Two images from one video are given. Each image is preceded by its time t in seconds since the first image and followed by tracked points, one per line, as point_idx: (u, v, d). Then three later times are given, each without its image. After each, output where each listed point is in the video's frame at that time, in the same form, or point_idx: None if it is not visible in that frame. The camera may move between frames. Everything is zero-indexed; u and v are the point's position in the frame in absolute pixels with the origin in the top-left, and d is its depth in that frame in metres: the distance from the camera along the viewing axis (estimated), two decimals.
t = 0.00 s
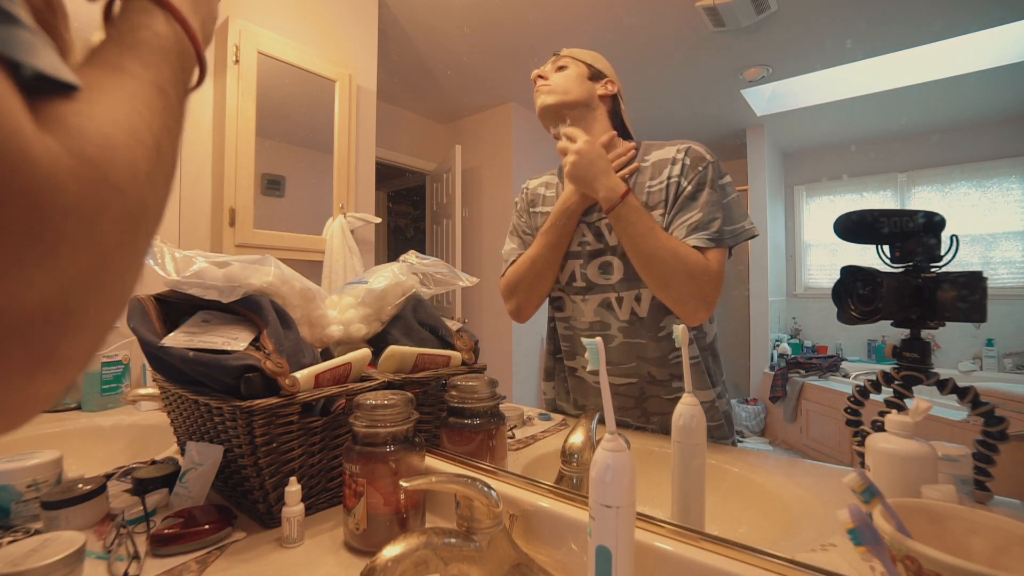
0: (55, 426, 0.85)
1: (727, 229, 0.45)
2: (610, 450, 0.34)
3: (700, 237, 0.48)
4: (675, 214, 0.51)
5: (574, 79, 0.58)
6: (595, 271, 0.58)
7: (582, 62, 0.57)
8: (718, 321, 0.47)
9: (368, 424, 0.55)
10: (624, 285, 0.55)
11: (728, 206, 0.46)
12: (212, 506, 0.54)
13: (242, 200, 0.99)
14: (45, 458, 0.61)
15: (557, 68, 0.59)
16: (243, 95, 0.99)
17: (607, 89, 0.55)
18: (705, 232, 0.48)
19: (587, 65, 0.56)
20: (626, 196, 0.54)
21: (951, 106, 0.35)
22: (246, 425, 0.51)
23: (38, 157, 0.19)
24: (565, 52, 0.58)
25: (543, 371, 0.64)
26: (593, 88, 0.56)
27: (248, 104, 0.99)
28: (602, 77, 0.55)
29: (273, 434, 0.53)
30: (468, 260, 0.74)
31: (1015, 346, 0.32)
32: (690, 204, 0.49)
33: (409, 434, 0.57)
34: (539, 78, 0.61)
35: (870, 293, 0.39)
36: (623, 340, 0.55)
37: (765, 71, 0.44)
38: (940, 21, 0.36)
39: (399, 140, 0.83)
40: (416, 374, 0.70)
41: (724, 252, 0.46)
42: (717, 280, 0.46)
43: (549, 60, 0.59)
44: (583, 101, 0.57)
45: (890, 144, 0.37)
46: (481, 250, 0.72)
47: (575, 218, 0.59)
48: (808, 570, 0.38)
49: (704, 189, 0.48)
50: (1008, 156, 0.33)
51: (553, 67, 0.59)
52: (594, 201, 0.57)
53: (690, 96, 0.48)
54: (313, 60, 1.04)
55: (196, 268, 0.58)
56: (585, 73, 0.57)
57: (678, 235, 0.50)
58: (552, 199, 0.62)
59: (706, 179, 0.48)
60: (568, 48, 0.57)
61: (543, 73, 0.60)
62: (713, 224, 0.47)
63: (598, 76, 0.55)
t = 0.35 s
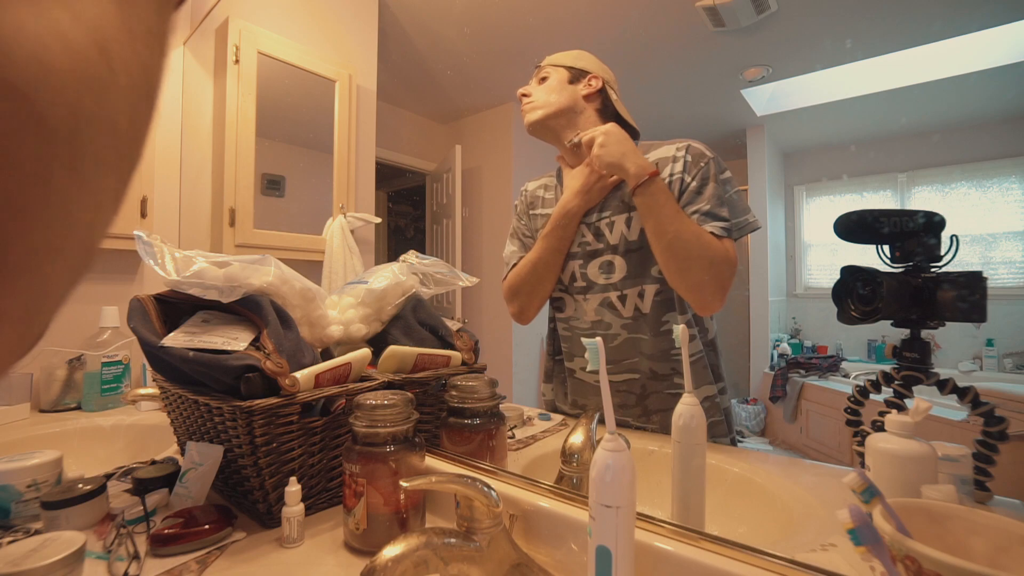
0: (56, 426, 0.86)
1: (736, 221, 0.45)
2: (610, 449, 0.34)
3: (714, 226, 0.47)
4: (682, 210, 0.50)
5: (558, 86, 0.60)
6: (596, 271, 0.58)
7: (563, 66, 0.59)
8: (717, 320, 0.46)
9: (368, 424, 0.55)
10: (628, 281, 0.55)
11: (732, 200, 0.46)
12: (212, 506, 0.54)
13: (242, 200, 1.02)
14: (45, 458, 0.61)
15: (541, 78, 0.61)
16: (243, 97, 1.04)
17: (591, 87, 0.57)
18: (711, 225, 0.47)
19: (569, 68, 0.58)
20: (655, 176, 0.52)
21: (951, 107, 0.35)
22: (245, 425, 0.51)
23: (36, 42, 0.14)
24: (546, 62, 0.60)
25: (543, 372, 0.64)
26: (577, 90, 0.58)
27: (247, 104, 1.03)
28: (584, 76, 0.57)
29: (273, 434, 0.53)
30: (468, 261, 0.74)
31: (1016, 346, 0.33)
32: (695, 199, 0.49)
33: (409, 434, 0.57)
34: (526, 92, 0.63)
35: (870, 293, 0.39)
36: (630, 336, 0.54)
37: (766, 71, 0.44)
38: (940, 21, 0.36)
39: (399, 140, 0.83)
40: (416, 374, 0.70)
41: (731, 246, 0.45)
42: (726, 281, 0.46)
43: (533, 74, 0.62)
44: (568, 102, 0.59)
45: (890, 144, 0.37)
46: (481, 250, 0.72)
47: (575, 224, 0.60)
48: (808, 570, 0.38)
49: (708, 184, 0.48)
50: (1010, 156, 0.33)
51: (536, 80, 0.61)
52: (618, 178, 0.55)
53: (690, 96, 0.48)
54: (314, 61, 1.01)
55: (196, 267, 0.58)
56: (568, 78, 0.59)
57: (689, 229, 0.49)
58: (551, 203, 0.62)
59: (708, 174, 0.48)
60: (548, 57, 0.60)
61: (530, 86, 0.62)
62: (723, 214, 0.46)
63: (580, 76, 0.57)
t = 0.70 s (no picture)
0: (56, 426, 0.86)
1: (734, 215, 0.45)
2: (609, 449, 0.34)
3: (713, 218, 0.47)
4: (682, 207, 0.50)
5: (554, 90, 0.60)
6: (596, 270, 0.58)
7: (559, 68, 0.59)
8: (717, 319, 0.46)
9: (368, 424, 0.55)
10: (628, 280, 0.55)
11: (728, 196, 0.46)
12: (212, 506, 0.54)
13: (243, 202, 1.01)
14: (45, 458, 0.61)
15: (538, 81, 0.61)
16: (244, 96, 1.03)
17: (586, 88, 0.57)
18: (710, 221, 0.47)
19: (565, 70, 0.58)
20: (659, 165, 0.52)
21: (951, 107, 0.35)
22: (245, 425, 0.51)
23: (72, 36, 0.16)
24: (542, 65, 0.60)
25: (543, 372, 0.64)
26: (573, 92, 0.58)
27: (248, 106, 1.02)
28: (580, 78, 0.57)
29: (273, 434, 0.53)
30: (468, 261, 0.74)
31: (1015, 346, 0.33)
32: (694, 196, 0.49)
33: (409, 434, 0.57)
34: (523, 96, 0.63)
35: (870, 293, 0.39)
36: (631, 334, 0.54)
37: (766, 71, 0.44)
38: (941, 20, 0.36)
39: (399, 140, 0.83)
40: (416, 374, 0.70)
41: (729, 240, 0.45)
42: (722, 279, 0.46)
43: (530, 78, 0.62)
44: (564, 106, 0.59)
45: (889, 144, 0.37)
46: (481, 250, 0.72)
47: (575, 225, 0.60)
48: (808, 570, 0.38)
49: (705, 180, 0.48)
50: (1010, 156, 0.33)
51: (533, 83, 0.62)
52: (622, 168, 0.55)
53: (690, 96, 0.48)
54: (314, 61, 1.02)
55: (196, 267, 0.58)
56: (564, 81, 0.59)
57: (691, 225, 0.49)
58: (551, 204, 0.62)
59: (705, 170, 0.48)
60: (543, 60, 0.60)
61: (527, 88, 0.63)
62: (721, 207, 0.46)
63: (575, 79, 0.58)
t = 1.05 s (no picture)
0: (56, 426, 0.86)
1: (734, 210, 0.45)
2: (610, 450, 0.34)
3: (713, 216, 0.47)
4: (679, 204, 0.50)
5: (553, 91, 0.60)
6: (597, 268, 0.58)
7: (558, 68, 0.59)
8: (717, 319, 0.46)
9: (368, 424, 0.55)
10: (629, 278, 0.55)
11: (725, 193, 0.46)
12: (212, 506, 0.54)
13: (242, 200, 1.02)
14: (45, 458, 0.61)
15: (536, 82, 0.62)
16: (244, 95, 1.03)
17: (585, 89, 0.57)
18: (711, 220, 0.47)
19: (563, 71, 0.59)
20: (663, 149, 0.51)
21: (951, 107, 0.35)
22: (245, 425, 0.51)
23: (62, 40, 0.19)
24: (542, 65, 0.60)
25: (543, 372, 0.64)
26: (571, 94, 0.59)
27: (248, 103, 1.03)
28: (578, 78, 0.57)
29: (273, 434, 0.53)
30: (468, 261, 0.74)
31: (1016, 346, 0.33)
32: (691, 190, 0.49)
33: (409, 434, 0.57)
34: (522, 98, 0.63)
35: (870, 293, 0.39)
36: (631, 332, 0.54)
37: (766, 71, 0.44)
38: (941, 21, 0.36)
39: (399, 140, 0.83)
40: (416, 374, 0.70)
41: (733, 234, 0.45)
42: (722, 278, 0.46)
43: (528, 78, 0.62)
44: (563, 108, 0.59)
45: (889, 144, 0.37)
46: (481, 250, 0.72)
47: (575, 226, 0.60)
48: (808, 570, 0.38)
49: (703, 175, 0.48)
50: (1011, 155, 0.32)
51: (532, 84, 0.62)
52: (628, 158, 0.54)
53: (690, 96, 0.48)
54: (314, 61, 1.02)
55: (196, 267, 0.58)
56: (562, 82, 0.59)
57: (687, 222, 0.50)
58: (551, 204, 0.62)
59: (703, 165, 0.48)
60: (542, 60, 0.60)
61: (527, 90, 0.63)
62: (720, 200, 0.46)
63: (574, 80, 0.58)
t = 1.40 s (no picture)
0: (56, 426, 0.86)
1: (736, 205, 0.45)
2: (610, 449, 0.34)
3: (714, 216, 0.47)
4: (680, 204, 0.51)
5: (555, 91, 0.60)
6: (600, 266, 0.58)
7: (561, 67, 0.59)
8: (718, 318, 0.47)
9: (368, 424, 0.55)
10: (631, 275, 0.55)
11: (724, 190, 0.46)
12: (212, 506, 0.54)
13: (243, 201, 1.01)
14: (45, 458, 0.61)
15: (539, 80, 0.61)
16: (244, 95, 1.03)
17: (585, 91, 0.57)
18: (713, 220, 0.47)
19: (566, 70, 0.58)
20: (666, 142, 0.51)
21: (951, 107, 0.35)
22: (245, 425, 0.51)
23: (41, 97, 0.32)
24: (544, 64, 0.60)
25: (543, 372, 0.64)
26: (573, 95, 0.58)
27: (247, 105, 1.03)
28: (580, 79, 0.57)
29: (273, 434, 0.53)
30: (468, 261, 0.74)
31: (1016, 347, 0.32)
32: (691, 190, 0.49)
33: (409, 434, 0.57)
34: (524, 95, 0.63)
35: (870, 293, 0.39)
36: (631, 330, 0.55)
37: (766, 71, 0.44)
38: (940, 21, 0.36)
39: (399, 140, 0.83)
40: (416, 374, 0.70)
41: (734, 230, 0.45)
42: (723, 276, 0.46)
43: (532, 76, 0.62)
44: (564, 110, 0.59)
45: (889, 144, 0.37)
46: (481, 250, 0.72)
47: (577, 226, 0.60)
48: (808, 570, 0.38)
49: (702, 171, 0.48)
50: (1010, 155, 0.32)
51: (535, 83, 0.62)
52: (629, 153, 0.54)
53: (690, 96, 0.48)
54: (314, 61, 1.01)
55: (196, 267, 0.58)
56: (565, 82, 0.59)
57: (689, 222, 0.50)
58: (552, 203, 0.63)
59: (702, 162, 0.48)
60: (545, 57, 0.60)
61: (528, 88, 0.63)
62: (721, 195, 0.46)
63: (575, 81, 0.58)
